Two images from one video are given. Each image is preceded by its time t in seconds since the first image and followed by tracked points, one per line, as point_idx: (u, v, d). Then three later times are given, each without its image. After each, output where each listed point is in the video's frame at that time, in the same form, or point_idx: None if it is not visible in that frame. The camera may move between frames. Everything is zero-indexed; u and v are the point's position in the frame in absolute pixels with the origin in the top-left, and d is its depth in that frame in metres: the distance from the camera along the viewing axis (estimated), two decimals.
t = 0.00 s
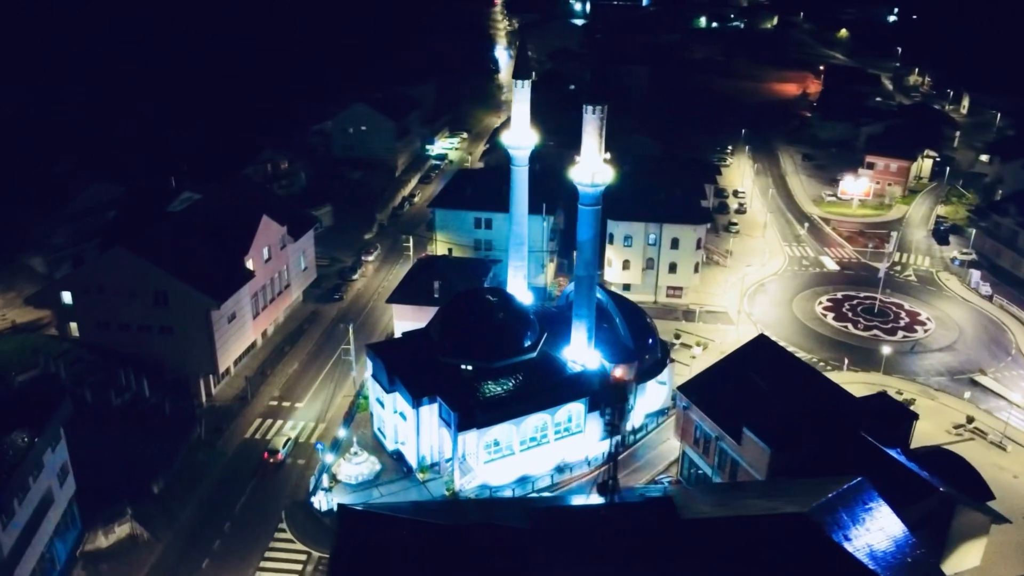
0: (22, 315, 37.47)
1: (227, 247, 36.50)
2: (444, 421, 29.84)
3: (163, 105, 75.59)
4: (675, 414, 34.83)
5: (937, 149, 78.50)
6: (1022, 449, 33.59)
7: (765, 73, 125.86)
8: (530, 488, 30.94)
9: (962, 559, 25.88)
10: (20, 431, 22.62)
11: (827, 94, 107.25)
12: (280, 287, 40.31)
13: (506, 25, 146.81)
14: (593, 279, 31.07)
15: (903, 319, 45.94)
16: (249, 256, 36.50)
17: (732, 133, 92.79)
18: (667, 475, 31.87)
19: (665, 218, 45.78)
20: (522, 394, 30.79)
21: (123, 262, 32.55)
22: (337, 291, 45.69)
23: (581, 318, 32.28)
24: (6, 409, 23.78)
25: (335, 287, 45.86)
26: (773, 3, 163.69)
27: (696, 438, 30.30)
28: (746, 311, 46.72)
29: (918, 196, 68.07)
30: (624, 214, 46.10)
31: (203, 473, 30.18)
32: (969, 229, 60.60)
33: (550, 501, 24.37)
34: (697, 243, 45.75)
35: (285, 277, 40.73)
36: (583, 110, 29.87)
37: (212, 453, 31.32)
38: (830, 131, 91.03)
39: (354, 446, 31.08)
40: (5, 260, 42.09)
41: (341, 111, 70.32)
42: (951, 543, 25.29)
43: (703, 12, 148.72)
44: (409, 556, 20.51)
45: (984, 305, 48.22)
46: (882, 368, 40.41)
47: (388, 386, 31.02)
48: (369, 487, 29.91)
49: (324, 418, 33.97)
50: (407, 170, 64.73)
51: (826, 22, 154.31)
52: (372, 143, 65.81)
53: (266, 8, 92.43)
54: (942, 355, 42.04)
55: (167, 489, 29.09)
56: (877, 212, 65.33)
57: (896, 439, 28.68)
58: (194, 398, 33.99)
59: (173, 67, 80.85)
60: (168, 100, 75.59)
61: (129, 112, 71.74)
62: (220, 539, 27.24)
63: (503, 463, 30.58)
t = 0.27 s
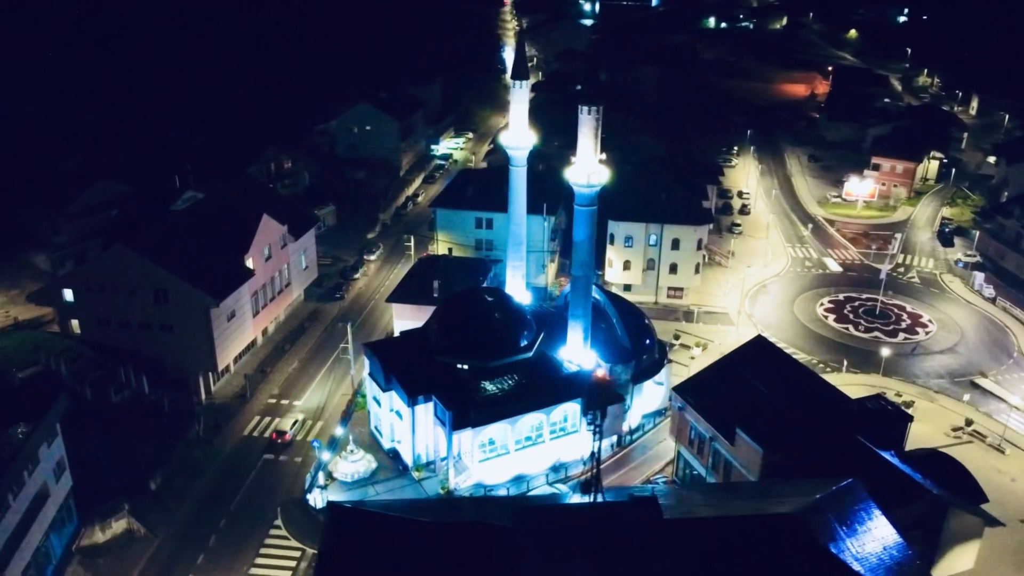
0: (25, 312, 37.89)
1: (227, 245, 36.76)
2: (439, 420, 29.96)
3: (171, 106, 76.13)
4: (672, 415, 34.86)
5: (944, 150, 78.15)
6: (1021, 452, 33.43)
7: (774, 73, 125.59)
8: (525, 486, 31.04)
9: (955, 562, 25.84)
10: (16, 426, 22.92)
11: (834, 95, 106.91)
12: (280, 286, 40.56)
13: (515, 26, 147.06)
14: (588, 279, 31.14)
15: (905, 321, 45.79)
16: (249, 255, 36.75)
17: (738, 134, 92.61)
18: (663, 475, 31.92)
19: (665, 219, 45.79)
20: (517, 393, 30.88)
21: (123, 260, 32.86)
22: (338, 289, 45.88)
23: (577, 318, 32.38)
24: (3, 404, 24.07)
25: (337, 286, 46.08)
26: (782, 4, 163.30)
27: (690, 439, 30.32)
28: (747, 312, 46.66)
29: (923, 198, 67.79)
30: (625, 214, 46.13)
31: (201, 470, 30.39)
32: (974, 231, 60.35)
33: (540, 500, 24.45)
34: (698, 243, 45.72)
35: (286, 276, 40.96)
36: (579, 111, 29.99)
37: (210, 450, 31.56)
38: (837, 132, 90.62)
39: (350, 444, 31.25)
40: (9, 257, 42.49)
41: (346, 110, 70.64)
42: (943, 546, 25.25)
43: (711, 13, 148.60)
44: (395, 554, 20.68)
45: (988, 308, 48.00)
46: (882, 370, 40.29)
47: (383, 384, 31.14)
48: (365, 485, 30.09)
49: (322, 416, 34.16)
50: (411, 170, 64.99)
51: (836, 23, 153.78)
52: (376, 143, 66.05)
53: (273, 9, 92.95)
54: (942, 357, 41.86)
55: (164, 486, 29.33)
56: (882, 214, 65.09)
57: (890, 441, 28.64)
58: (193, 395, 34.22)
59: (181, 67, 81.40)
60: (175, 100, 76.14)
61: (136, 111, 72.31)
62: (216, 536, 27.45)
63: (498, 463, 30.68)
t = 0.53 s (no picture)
0: (28, 309, 38.28)
1: (227, 243, 37.00)
2: (435, 419, 30.10)
3: (178, 106, 76.66)
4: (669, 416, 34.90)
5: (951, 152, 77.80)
6: (1020, 455, 33.29)
7: (782, 74, 125.25)
8: (520, 486, 31.12)
9: (948, 564, 25.85)
10: (13, 422, 23.19)
11: (842, 96, 106.48)
12: (281, 285, 40.80)
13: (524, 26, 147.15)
14: (585, 279, 31.20)
15: (907, 323, 45.64)
16: (249, 254, 36.98)
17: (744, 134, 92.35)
18: (658, 476, 31.98)
19: (666, 220, 45.79)
20: (513, 393, 30.98)
21: (124, 257, 33.14)
22: (340, 289, 46.06)
23: (573, 318, 32.46)
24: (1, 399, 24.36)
25: (338, 285, 46.29)
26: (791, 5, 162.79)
27: (685, 440, 30.35)
28: (748, 313, 46.58)
29: (929, 200, 67.51)
30: (626, 215, 46.17)
31: (198, 467, 30.62)
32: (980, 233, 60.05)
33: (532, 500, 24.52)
34: (699, 244, 45.66)
35: (287, 275, 41.19)
36: (575, 112, 30.12)
37: (208, 447, 31.79)
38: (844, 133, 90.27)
39: (347, 442, 31.45)
40: (14, 254, 42.91)
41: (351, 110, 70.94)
42: (936, 548, 25.26)
43: (720, 14, 148.25)
44: (384, 552, 20.83)
45: (991, 310, 47.78)
46: (882, 372, 40.19)
47: (380, 383, 31.31)
48: (361, 483, 30.26)
49: (319, 415, 34.34)
50: (415, 170, 65.23)
51: (845, 23, 153.18)
52: (381, 142, 66.25)
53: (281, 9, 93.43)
54: (943, 360, 41.71)
55: (162, 482, 29.58)
56: (887, 216, 64.84)
57: (885, 444, 28.61)
58: (192, 393, 34.44)
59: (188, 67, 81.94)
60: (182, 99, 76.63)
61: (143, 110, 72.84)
62: (212, 532, 27.64)
63: (493, 462, 30.79)
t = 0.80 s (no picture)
0: (32, 306, 38.71)
1: (228, 242, 37.28)
2: (429, 418, 30.24)
3: (186, 106, 77.26)
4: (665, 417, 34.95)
5: (959, 154, 77.36)
6: (1018, 459, 33.11)
7: (791, 75, 124.84)
8: (514, 485, 31.23)
9: (940, 569, 25.73)
10: (8, 416, 23.51)
11: (851, 97, 105.98)
12: (282, 283, 41.08)
13: (534, 26, 147.44)
14: (581, 280, 31.24)
15: (908, 325, 45.46)
16: (249, 253, 37.25)
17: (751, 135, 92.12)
18: (653, 476, 32.05)
19: (667, 220, 45.73)
20: (507, 393, 31.09)
21: (124, 256, 33.47)
22: (341, 288, 46.25)
23: (569, 318, 32.56)
24: None
25: (340, 284, 46.54)
26: (803, 5, 162.17)
27: (679, 441, 30.36)
28: (749, 315, 46.50)
29: (935, 202, 67.15)
30: (627, 216, 46.17)
31: (196, 464, 30.90)
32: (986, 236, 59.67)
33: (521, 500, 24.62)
34: (700, 246, 45.58)
35: (288, 274, 41.45)
36: (570, 112, 30.18)
37: (205, 444, 32.05)
38: (852, 134, 89.84)
39: (343, 440, 31.64)
40: (19, 251, 43.42)
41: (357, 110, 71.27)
42: (928, 552, 25.17)
43: (730, 15, 147.92)
44: (371, 550, 20.99)
45: (995, 314, 47.51)
46: (882, 375, 40.05)
47: (376, 382, 31.55)
48: (356, 481, 30.44)
49: (317, 413, 34.55)
50: (420, 170, 65.49)
51: (856, 25, 152.47)
52: (386, 142, 66.41)
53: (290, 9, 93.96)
54: (944, 363, 41.51)
55: (159, 478, 29.85)
56: (892, 218, 64.54)
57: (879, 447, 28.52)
58: (192, 390, 34.73)
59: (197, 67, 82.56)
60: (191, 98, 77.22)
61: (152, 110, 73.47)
62: (207, 528, 27.89)
63: (488, 461, 30.94)
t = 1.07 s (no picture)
0: (35, 303, 39.09)
1: (228, 241, 37.55)
2: (425, 417, 30.39)
3: (193, 106, 77.82)
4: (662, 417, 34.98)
5: (966, 156, 76.95)
6: (1017, 462, 32.96)
7: (799, 76, 124.51)
8: (509, 485, 31.31)
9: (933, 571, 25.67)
10: (6, 411, 23.80)
11: (859, 98, 105.51)
12: (283, 282, 41.32)
13: (543, 28, 147.72)
14: (577, 281, 31.30)
15: (910, 327, 45.29)
16: (250, 252, 37.50)
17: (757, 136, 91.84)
18: (648, 476, 32.13)
19: (668, 221, 45.70)
20: (503, 393, 31.18)
21: (125, 254, 33.77)
22: (343, 287, 46.47)
23: (565, 319, 32.64)
24: None
25: (341, 283, 46.74)
26: (812, 6, 161.59)
27: (674, 441, 30.41)
28: (750, 316, 46.42)
29: (941, 204, 66.84)
30: (628, 217, 46.18)
31: (193, 461, 31.13)
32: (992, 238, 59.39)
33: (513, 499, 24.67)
34: (701, 247, 45.50)
35: (289, 273, 41.69)
36: (567, 113, 30.26)
37: (203, 441, 32.30)
38: (859, 135, 89.44)
39: (340, 439, 31.82)
40: (25, 250, 43.86)
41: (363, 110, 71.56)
42: (920, 554, 25.12)
43: (739, 15, 147.53)
44: (361, 545, 21.16)
45: (998, 316, 47.26)
46: (882, 377, 39.93)
47: (373, 381, 31.75)
48: (352, 479, 30.61)
49: (315, 411, 34.76)
50: (424, 170, 65.70)
51: (866, 25, 151.82)
52: (391, 142, 66.55)
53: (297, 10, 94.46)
54: (945, 365, 41.33)
55: (156, 475, 30.10)
56: (897, 219, 64.28)
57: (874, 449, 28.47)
58: (192, 388, 35.01)
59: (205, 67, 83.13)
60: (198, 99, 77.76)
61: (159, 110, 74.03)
62: (203, 525, 28.10)
63: (483, 460, 31.05)
